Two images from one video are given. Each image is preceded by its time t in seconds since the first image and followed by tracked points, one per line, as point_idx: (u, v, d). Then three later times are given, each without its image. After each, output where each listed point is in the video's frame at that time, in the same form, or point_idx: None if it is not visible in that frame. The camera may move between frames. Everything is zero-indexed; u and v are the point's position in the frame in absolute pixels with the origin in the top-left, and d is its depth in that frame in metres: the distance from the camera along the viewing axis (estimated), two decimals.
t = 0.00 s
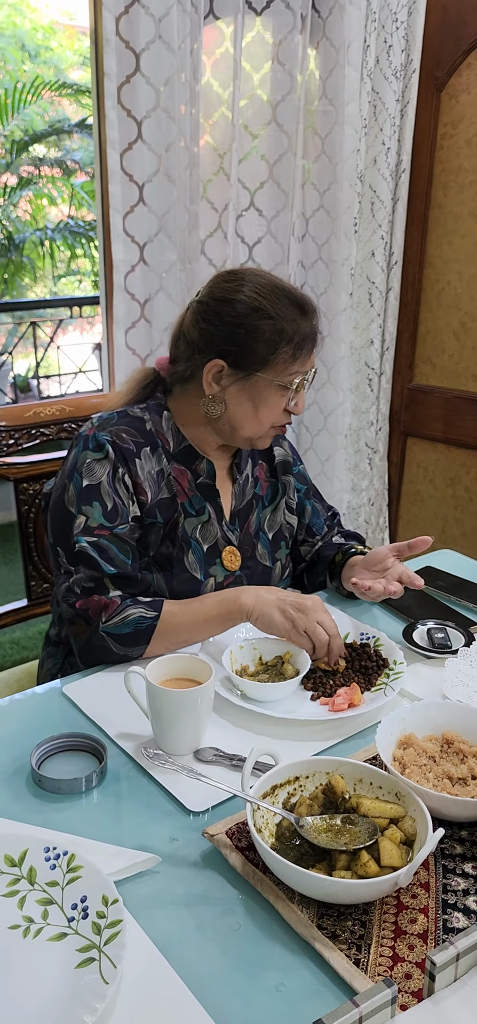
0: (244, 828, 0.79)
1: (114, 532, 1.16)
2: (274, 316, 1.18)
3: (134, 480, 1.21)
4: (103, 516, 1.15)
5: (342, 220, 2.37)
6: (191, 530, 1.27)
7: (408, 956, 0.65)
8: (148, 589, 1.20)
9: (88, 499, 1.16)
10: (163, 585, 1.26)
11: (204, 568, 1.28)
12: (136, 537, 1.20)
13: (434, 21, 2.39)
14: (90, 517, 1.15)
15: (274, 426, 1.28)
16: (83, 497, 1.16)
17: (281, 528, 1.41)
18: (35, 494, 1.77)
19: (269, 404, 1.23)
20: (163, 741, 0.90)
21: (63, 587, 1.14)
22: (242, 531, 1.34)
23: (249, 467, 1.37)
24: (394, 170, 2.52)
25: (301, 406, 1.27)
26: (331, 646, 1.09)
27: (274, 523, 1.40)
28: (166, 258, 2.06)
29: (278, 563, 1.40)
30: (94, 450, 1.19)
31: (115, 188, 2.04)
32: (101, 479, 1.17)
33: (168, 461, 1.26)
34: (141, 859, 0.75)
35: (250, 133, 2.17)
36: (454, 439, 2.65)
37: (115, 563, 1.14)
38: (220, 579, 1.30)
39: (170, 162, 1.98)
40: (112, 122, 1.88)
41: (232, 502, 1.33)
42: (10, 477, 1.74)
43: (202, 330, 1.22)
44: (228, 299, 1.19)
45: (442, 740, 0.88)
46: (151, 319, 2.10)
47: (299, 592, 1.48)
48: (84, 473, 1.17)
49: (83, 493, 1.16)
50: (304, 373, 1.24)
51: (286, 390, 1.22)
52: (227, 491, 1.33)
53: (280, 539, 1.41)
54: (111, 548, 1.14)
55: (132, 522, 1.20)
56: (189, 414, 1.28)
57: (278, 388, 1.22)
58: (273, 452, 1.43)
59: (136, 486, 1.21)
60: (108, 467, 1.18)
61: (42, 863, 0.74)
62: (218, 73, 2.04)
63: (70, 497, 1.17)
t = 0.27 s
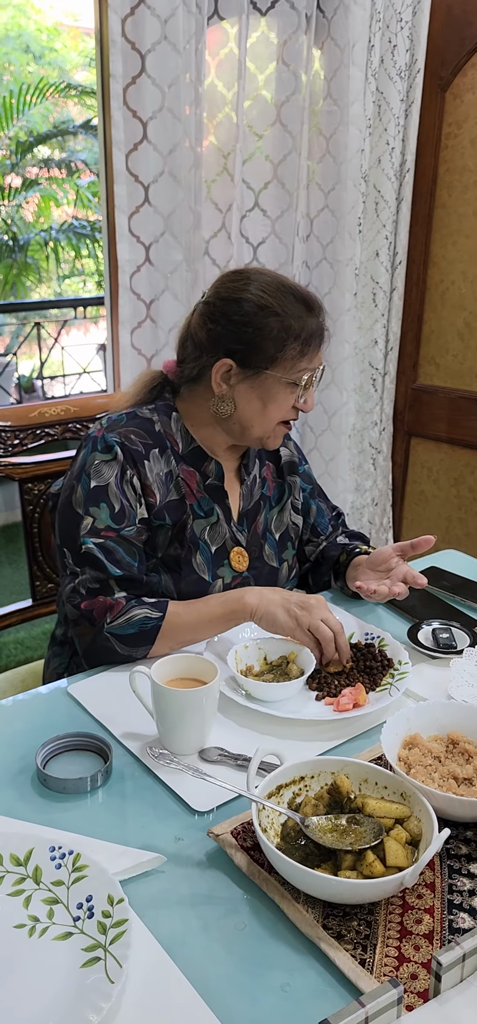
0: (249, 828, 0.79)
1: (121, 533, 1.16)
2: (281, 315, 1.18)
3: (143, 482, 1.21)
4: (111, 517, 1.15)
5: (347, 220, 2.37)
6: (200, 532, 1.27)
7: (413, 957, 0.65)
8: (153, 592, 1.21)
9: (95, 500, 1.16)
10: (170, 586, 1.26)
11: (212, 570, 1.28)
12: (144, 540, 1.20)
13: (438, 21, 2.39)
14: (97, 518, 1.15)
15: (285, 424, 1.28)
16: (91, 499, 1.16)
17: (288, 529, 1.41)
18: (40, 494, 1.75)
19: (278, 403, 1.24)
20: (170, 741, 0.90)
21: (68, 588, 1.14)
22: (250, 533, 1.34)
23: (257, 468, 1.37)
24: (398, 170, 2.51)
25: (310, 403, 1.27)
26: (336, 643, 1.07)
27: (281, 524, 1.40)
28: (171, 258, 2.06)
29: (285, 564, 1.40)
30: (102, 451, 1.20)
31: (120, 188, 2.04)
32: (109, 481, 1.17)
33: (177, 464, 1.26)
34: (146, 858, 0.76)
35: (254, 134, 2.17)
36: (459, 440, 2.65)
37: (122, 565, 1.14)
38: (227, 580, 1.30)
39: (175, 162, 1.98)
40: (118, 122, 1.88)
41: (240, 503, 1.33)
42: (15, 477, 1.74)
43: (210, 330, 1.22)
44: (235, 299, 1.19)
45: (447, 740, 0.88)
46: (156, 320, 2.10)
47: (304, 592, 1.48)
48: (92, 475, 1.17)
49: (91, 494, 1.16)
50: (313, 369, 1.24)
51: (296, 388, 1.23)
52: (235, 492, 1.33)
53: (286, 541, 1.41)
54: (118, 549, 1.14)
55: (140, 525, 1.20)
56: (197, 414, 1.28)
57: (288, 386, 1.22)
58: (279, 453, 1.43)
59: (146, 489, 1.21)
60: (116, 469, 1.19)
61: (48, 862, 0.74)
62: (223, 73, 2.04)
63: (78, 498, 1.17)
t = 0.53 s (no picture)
0: (250, 829, 0.79)
1: (124, 534, 1.16)
2: (288, 316, 1.19)
3: (146, 483, 1.21)
4: (114, 518, 1.15)
5: (348, 221, 2.37)
6: (203, 533, 1.27)
7: (414, 958, 0.65)
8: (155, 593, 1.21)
9: (99, 500, 1.16)
10: (173, 587, 1.26)
11: (214, 571, 1.28)
12: (146, 541, 1.21)
13: (439, 22, 2.39)
14: (100, 519, 1.15)
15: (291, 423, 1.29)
16: (94, 500, 1.16)
17: (290, 530, 1.41)
18: (42, 496, 1.76)
19: (286, 403, 1.25)
20: (171, 742, 0.89)
21: (71, 588, 1.14)
22: (252, 535, 1.34)
23: (259, 468, 1.37)
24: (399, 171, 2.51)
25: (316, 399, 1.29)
26: (336, 643, 1.07)
27: (283, 526, 1.40)
28: (173, 258, 2.06)
29: (287, 566, 1.41)
30: (106, 452, 1.20)
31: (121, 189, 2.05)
32: (112, 481, 1.17)
33: (180, 465, 1.26)
34: (147, 859, 0.75)
35: (255, 135, 2.17)
36: (461, 440, 2.64)
37: (125, 565, 1.14)
38: (230, 581, 1.30)
39: (176, 162, 1.98)
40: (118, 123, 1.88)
41: (242, 503, 1.33)
42: (17, 478, 1.75)
43: (216, 335, 1.21)
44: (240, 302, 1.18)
45: (448, 740, 0.88)
46: (158, 321, 2.10)
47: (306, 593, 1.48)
48: (95, 475, 1.17)
49: (94, 495, 1.16)
50: (318, 367, 1.25)
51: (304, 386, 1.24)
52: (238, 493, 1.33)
53: (288, 542, 1.41)
54: (121, 550, 1.14)
55: (142, 526, 1.20)
56: (200, 416, 1.28)
57: (296, 386, 1.23)
58: (280, 454, 1.43)
59: (149, 489, 1.21)
60: (119, 469, 1.19)
61: (48, 863, 0.74)
62: (223, 75, 2.04)
63: (81, 498, 1.17)
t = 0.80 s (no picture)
0: (249, 831, 0.79)
1: (124, 536, 1.16)
2: (288, 319, 1.19)
3: (146, 484, 1.21)
4: (114, 520, 1.15)
5: (347, 222, 2.37)
6: (202, 534, 1.27)
7: (413, 959, 0.65)
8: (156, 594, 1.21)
9: (99, 502, 1.16)
10: (172, 588, 1.26)
11: (213, 573, 1.28)
12: (145, 542, 1.21)
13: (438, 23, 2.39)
14: (100, 520, 1.15)
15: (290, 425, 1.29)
16: (94, 501, 1.16)
17: (289, 531, 1.41)
18: (42, 497, 1.78)
19: (286, 406, 1.25)
20: (171, 744, 0.90)
21: (71, 589, 1.14)
22: (251, 537, 1.34)
23: (258, 469, 1.37)
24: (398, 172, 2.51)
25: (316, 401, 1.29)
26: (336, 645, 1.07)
27: (282, 527, 1.40)
28: (172, 259, 2.06)
29: (286, 567, 1.40)
30: (106, 453, 1.20)
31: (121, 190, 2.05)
32: (112, 482, 1.17)
33: (179, 466, 1.26)
34: (145, 861, 0.76)
35: (254, 136, 2.17)
36: (461, 441, 2.64)
37: (125, 566, 1.14)
38: (229, 583, 1.30)
39: (175, 163, 1.98)
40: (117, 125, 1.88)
41: (241, 505, 1.33)
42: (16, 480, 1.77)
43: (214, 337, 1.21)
44: (239, 304, 1.18)
45: (447, 742, 0.88)
46: (157, 321, 2.11)
47: (305, 594, 1.48)
48: (95, 477, 1.17)
49: (94, 497, 1.16)
50: (318, 369, 1.25)
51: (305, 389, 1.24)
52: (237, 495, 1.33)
53: (287, 544, 1.41)
54: (121, 552, 1.14)
55: (142, 527, 1.20)
56: (199, 417, 1.28)
57: (297, 389, 1.24)
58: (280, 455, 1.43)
59: (148, 490, 1.22)
60: (119, 470, 1.19)
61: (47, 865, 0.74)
62: (222, 77, 2.05)
63: (82, 500, 1.17)
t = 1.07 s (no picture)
0: (247, 832, 0.79)
1: (124, 538, 1.16)
2: (286, 322, 1.19)
3: (144, 486, 1.21)
4: (114, 522, 1.16)
5: (345, 223, 2.37)
6: (200, 536, 1.27)
7: (411, 961, 0.65)
8: (157, 595, 1.21)
9: (99, 504, 1.16)
10: (172, 589, 1.26)
11: (212, 575, 1.28)
12: (145, 544, 1.21)
13: (436, 24, 2.39)
14: (100, 522, 1.15)
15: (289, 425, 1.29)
16: (94, 504, 1.16)
17: (288, 533, 1.41)
18: (41, 498, 1.82)
19: (284, 407, 1.25)
20: (169, 746, 0.89)
21: (72, 591, 1.14)
22: (249, 537, 1.34)
23: (256, 471, 1.37)
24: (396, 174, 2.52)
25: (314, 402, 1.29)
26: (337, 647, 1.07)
27: (281, 528, 1.40)
28: (170, 260, 2.06)
29: (285, 568, 1.41)
30: (105, 455, 1.20)
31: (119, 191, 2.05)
32: (112, 484, 1.17)
33: (178, 467, 1.26)
34: (144, 863, 0.75)
35: (252, 138, 2.17)
36: (460, 442, 2.64)
37: (126, 569, 1.15)
38: (228, 584, 1.30)
39: (173, 164, 1.98)
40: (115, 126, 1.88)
41: (239, 506, 1.33)
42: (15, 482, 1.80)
43: (212, 339, 1.21)
44: (237, 306, 1.18)
45: (446, 744, 0.88)
46: (155, 322, 2.11)
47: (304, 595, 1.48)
48: (95, 479, 1.18)
49: (94, 499, 1.16)
50: (316, 371, 1.26)
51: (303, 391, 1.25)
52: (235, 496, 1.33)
53: (286, 545, 1.41)
54: (121, 555, 1.15)
55: (142, 528, 1.20)
56: (196, 418, 1.28)
57: (295, 391, 1.24)
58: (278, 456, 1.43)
59: (147, 492, 1.22)
60: (119, 472, 1.19)
61: (46, 867, 0.74)
62: (219, 78, 2.05)
63: (82, 503, 1.17)
